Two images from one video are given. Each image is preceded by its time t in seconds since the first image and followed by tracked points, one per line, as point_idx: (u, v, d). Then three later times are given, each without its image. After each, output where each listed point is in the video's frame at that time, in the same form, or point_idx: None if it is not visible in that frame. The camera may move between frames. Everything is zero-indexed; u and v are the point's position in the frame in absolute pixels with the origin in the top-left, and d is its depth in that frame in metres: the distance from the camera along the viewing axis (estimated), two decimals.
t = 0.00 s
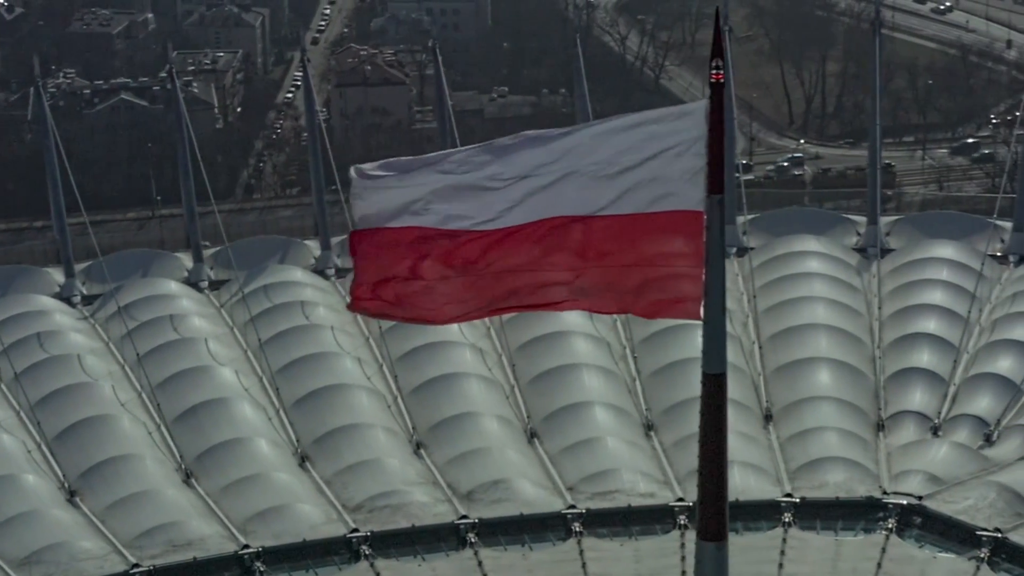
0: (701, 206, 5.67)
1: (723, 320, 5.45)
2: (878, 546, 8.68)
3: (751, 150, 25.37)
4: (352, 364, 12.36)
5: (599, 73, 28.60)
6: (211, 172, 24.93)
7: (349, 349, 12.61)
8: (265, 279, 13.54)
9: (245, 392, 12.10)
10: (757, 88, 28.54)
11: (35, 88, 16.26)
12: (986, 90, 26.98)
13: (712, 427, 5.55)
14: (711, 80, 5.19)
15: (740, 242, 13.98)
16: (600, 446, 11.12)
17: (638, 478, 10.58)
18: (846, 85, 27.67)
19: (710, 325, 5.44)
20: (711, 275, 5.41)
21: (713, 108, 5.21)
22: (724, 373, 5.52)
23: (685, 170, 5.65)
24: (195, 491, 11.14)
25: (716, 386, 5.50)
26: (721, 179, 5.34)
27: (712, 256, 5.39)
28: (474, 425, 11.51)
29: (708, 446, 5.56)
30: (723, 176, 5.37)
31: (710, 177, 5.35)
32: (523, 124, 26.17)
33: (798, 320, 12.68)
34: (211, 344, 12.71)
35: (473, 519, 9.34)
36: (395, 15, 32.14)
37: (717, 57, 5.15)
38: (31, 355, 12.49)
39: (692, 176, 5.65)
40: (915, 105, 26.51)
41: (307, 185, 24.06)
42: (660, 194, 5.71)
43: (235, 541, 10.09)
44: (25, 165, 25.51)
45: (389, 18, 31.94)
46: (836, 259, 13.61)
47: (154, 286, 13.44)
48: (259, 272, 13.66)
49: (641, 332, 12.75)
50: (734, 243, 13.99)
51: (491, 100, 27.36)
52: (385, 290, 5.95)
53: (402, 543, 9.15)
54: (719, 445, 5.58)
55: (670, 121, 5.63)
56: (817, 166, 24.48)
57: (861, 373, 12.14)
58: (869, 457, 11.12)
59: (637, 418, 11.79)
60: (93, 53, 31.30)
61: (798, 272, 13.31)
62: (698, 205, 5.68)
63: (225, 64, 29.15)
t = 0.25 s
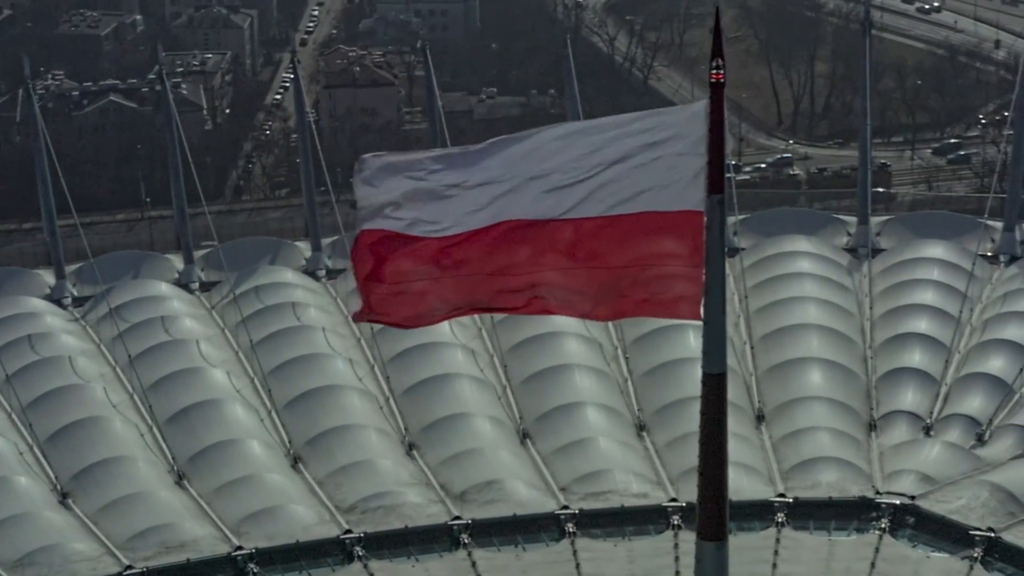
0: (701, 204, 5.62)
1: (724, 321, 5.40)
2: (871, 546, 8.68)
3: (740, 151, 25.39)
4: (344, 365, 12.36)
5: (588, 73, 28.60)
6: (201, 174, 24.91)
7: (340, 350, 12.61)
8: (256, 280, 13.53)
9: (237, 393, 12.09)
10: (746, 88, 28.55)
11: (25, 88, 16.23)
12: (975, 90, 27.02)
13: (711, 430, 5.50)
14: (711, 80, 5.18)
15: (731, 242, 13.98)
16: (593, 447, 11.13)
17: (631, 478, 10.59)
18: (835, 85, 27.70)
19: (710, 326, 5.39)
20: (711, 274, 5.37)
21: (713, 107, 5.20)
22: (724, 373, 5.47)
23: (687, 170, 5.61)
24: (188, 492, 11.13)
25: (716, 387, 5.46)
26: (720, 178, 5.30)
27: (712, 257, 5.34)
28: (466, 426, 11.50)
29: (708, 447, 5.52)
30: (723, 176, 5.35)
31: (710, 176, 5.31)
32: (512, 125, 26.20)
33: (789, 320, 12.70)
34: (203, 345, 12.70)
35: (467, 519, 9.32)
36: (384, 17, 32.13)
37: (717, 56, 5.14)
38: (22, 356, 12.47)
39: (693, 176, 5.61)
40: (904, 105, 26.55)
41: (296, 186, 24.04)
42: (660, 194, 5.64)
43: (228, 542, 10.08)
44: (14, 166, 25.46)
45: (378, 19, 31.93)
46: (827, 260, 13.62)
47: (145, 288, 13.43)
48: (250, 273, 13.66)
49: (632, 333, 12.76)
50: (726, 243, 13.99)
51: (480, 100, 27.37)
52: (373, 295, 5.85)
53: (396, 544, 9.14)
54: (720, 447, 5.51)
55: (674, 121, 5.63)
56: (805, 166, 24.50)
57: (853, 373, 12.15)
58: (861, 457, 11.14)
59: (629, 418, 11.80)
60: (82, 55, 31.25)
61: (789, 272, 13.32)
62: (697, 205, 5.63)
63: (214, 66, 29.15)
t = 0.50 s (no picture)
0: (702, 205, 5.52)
1: (725, 319, 5.28)
2: (864, 546, 8.68)
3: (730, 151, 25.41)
4: (336, 367, 12.35)
5: (577, 74, 28.61)
6: (190, 176, 24.88)
7: (332, 352, 12.61)
8: (247, 281, 13.52)
9: (229, 395, 12.08)
10: (735, 88, 28.56)
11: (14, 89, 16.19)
12: (963, 90, 27.06)
13: (711, 432, 5.41)
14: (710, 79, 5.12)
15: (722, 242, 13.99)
16: (585, 447, 11.12)
17: (624, 479, 10.60)
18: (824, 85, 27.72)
19: (710, 325, 5.28)
20: (712, 272, 5.24)
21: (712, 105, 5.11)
22: (724, 373, 5.37)
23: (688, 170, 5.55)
24: (181, 494, 11.12)
25: (717, 386, 5.36)
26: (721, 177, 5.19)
27: (713, 257, 5.22)
28: (459, 427, 11.50)
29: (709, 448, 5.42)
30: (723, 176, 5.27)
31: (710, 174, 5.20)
32: (501, 126, 26.21)
33: (781, 320, 12.71)
34: (195, 347, 12.68)
35: (461, 520, 9.32)
36: (373, 18, 32.12)
37: (718, 55, 5.08)
38: (14, 358, 12.44)
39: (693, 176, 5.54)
40: (893, 105, 26.59)
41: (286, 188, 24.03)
42: (659, 194, 5.56)
43: (221, 544, 10.07)
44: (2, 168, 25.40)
45: (366, 21, 31.93)
46: (819, 260, 13.64)
47: (137, 289, 13.41)
48: (241, 274, 13.65)
49: (624, 333, 12.76)
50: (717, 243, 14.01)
51: (470, 102, 27.37)
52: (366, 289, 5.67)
53: (389, 545, 9.13)
54: (720, 449, 5.43)
55: (675, 122, 5.56)
56: (795, 167, 24.53)
57: (845, 374, 12.17)
58: (854, 457, 11.16)
59: (621, 418, 11.80)
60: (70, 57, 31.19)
61: (780, 272, 13.34)
62: (697, 205, 5.53)
63: (203, 68, 29.12)
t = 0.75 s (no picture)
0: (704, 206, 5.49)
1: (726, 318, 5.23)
2: (860, 545, 8.69)
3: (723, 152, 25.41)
4: (330, 367, 12.35)
5: (569, 74, 28.61)
6: (182, 177, 24.86)
7: (327, 353, 12.61)
8: (240, 283, 13.52)
9: (223, 396, 12.07)
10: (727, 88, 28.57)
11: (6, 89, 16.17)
12: (955, 90, 27.08)
13: (712, 435, 5.34)
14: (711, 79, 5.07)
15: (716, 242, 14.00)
16: (580, 448, 11.12)
17: (619, 479, 10.60)
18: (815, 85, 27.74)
19: (711, 324, 5.22)
20: (713, 272, 5.20)
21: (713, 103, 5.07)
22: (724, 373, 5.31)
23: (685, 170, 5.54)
24: (176, 495, 11.11)
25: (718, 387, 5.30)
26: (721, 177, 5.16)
27: (714, 257, 5.18)
28: (453, 428, 11.49)
29: (709, 449, 5.36)
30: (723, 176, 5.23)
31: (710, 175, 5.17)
32: (493, 127, 26.22)
33: (775, 320, 12.72)
34: (189, 348, 12.67)
35: (456, 521, 9.31)
36: (364, 19, 32.11)
37: (719, 56, 5.02)
38: (7, 359, 12.43)
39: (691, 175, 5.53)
40: (885, 106, 26.61)
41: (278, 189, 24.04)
42: (657, 194, 5.54)
43: (216, 545, 10.06)
44: None
45: (358, 22, 31.91)
46: (812, 260, 13.65)
47: (130, 290, 13.41)
48: (235, 275, 13.65)
49: (618, 333, 12.76)
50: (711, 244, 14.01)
51: (462, 103, 27.37)
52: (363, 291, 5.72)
53: (385, 546, 9.12)
54: (721, 453, 5.36)
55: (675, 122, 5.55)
56: (787, 167, 24.54)
57: (839, 374, 12.18)
58: (849, 457, 11.16)
59: (616, 419, 11.80)
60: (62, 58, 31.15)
61: (774, 272, 13.34)
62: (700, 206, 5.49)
63: (195, 69, 29.13)
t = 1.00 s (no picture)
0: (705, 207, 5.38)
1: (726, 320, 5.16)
2: (854, 545, 8.70)
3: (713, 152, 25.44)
4: (322, 369, 12.35)
5: (559, 75, 28.64)
6: (172, 178, 24.84)
7: (319, 354, 12.61)
8: (231, 284, 13.51)
9: (216, 398, 12.06)
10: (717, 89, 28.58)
11: None
12: (944, 90, 27.13)
13: (713, 439, 5.28)
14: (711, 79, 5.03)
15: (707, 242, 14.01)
16: (573, 449, 11.13)
17: (612, 479, 10.61)
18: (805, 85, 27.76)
19: (711, 325, 5.16)
20: (713, 272, 5.15)
21: (714, 102, 5.04)
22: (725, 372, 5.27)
23: (685, 170, 5.43)
24: (169, 496, 11.10)
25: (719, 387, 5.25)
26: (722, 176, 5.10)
27: (715, 257, 5.13)
28: (446, 429, 11.49)
29: (709, 451, 5.31)
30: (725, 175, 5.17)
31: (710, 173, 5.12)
32: (483, 128, 26.24)
33: (767, 320, 12.72)
34: (181, 350, 12.66)
35: (450, 521, 9.30)
36: (354, 20, 32.10)
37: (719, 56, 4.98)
38: None
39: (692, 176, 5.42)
40: (874, 106, 26.66)
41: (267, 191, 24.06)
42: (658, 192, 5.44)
43: (210, 546, 10.05)
44: None
45: (347, 23, 31.90)
46: (803, 260, 13.66)
47: (122, 292, 13.40)
48: (226, 276, 13.64)
49: (610, 334, 12.77)
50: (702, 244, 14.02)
51: (451, 103, 27.37)
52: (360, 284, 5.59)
53: (379, 547, 9.11)
54: (723, 458, 5.30)
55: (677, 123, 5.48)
56: (777, 167, 24.58)
57: (831, 373, 12.19)
58: (841, 457, 11.18)
59: (609, 419, 11.81)
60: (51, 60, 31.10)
61: (765, 272, 13.36)
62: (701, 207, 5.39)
63: (185, 70, 29.11)
